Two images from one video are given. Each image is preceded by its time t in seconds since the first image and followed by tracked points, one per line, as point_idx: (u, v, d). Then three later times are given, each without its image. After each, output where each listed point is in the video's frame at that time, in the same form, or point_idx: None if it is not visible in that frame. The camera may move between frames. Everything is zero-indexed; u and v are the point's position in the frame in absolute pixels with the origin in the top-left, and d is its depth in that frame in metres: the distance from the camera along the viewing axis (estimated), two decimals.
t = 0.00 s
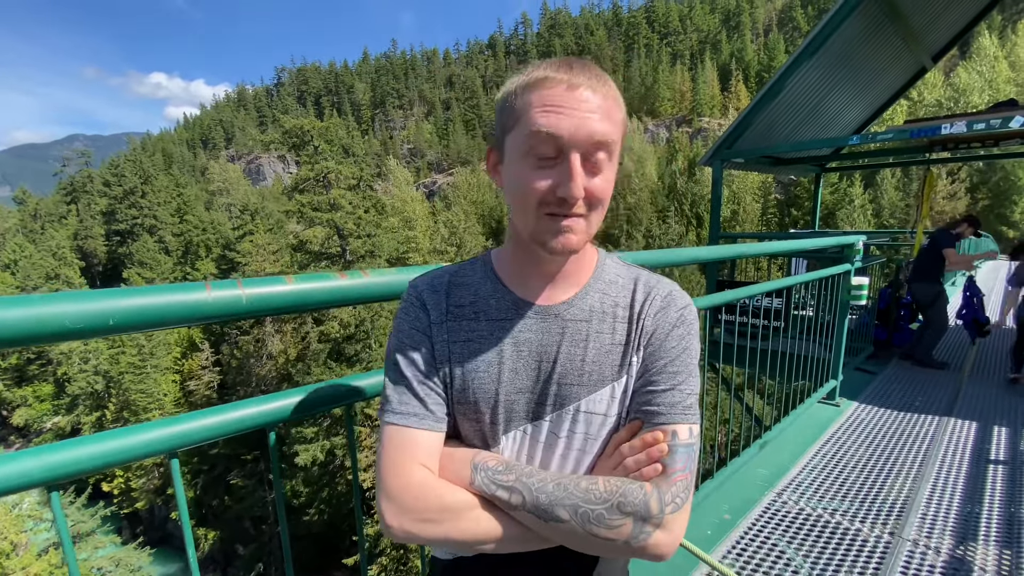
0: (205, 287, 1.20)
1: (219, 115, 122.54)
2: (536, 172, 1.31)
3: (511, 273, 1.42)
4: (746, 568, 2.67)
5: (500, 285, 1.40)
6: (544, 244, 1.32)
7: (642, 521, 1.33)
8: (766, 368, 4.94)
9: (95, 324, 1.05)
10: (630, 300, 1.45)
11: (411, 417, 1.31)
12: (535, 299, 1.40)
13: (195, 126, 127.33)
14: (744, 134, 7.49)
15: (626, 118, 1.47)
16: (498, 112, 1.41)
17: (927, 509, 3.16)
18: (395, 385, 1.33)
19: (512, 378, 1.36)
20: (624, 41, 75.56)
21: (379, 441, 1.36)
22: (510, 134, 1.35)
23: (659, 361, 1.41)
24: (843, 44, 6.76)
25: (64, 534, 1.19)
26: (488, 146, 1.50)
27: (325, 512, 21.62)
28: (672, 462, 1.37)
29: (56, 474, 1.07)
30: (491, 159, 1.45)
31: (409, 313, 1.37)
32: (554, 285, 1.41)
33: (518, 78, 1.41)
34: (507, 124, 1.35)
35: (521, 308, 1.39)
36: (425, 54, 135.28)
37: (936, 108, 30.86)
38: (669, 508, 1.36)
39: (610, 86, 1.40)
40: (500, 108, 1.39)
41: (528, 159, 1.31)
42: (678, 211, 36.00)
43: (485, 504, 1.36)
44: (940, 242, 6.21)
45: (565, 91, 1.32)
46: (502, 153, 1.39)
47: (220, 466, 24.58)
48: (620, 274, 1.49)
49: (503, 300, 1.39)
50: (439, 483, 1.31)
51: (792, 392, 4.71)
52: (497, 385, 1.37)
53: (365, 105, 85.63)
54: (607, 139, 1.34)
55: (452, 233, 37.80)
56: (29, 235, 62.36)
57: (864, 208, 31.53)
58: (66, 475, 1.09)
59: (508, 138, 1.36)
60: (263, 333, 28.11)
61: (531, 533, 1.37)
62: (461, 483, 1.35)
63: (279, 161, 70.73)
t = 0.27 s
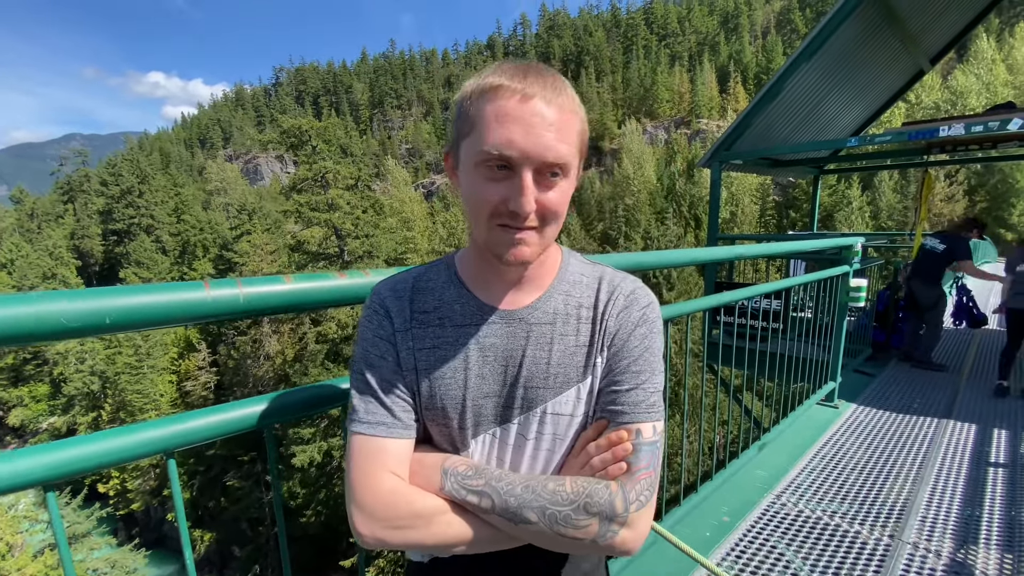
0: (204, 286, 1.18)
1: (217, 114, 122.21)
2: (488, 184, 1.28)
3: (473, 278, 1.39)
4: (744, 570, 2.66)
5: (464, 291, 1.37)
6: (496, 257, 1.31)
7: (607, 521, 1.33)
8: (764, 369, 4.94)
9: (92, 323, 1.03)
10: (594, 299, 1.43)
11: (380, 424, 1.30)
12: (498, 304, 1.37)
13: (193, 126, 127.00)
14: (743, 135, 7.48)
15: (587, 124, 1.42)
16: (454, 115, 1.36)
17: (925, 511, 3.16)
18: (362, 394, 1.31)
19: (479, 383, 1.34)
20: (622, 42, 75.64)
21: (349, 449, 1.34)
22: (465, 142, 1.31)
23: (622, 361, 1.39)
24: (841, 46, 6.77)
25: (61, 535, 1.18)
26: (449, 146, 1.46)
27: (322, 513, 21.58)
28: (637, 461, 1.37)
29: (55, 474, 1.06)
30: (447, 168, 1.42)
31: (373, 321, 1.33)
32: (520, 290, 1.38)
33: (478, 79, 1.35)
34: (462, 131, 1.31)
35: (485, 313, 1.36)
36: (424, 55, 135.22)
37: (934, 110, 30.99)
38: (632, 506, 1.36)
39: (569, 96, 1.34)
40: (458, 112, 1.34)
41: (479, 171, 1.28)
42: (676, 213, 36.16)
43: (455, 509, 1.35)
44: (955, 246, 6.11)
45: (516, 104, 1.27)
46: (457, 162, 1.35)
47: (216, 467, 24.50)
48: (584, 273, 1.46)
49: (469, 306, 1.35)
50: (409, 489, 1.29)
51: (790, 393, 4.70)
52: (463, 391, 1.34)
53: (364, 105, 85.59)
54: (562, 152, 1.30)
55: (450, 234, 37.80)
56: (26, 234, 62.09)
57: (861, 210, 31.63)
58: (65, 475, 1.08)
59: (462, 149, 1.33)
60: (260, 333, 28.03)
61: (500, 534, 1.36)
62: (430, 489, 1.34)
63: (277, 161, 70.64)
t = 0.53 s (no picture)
0: (209, 284, 1.20)
1: (215, 115, 122.06)
2: (496, 185, 1.29)
3: (474, 274, 1.41)
4: (743, 567, 2.67)
5: (464, 287, 1.40)
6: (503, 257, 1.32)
7: (603, 511, 1.28)
8: (762, 369, 4.96)
9: (97, 321, 1.04)
10: (591, 291, 1.45)
11: (378, 416, 1.32)
12: (499, 298, 1.39)
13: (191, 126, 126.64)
14: (741, 137, 7.50)
15: (584, 123, 1.44)
16: (453, 118, 1.37)
17: (922, 510, 3.17)
18: (364, 388, 1.33)
19: (478, 375, 1.36)
20: (621, 43, 75.82)
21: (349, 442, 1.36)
22: (468, 143, 1.31)
23: (620, 349, 1.39)
24: (840, 47, 6.80)
25: (64, 527, 1.18)
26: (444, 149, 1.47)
27: (319, 514, 21.56)
28: (634, 450, 1.33)
29: (66, 470, 1.08)
30: (448, 165, 1.42)
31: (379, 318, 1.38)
32: (519, 284, 1.40)
33: (474, 82, 1.36)
34: (465, 133, 1.31)
35: (484, 308, 1.38)
36: (423, 56, 135.25)
37: (931, 112, 31.14)
38: (629, 495, 1.31)
39: (568, 97, 1.36)
40: (457, 112, 1.35)
41: (486, 172, 1.29)
42: (674, 215, 36.48)
43: (450, 503, 1.33)
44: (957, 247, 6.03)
45: (521, 105, 1.28)
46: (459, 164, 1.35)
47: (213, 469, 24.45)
48: (583, 268, 1.48)
49: (471, 301, 1.37)
50: (405, 483, 1.29)
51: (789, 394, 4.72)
52: (461, 382, 1.36)
53: (362, 106, 85.61)
54: (564, 151, 1.32)
55: (449, 235, 37.82)
56: (23, 234, 61.91)
57: (859, 211, 31.74)
58: (71, 473, 1.09)
59: (467, 151, 1.32)
60: (258, 334, 28.01)
61: (496, 530, 1.32)
62: (425, 483, 1.33)
63: (276, 161, 70.60)
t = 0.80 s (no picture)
0: (206, 288, 1.19)
1: (214, 116, 122.00)
2: (520, 189, 1.27)
3: (488, 278, 1.40)
4: (743, 570, 2.68)
5: (477, 290, 1.39)
6: (525, 260, 1.30)
7: (632, 514, 1.28)
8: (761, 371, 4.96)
9: (95, 326, 1.03)
10: (607, 294, 1.45)
11: (392, 425, 1.30)
12: (516, 302, 1.38)
13: (190, 126, 126.57)
14: (740, 138, 7.51)
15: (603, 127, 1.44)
16: (474, 120, 1.35)
17: (922, 512, 3.18)
18: (374, 394, 1.32)
19: (493, 380, 1.34)
20: (620, 45, 75.96)
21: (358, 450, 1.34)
22: (493, 146, 1.30)
23: (640, 351, 1.40)
24: (838, 49, 6.81)
25: (59, 532, 1.17)
26: (461, 150, 1.45)
27: (317, 516, 21.51)
28: (661, 451, 1.33)
29: (65, 474, 1.07)
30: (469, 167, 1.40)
31: (390, 323, 1.36)
32: (535, 286, 1.40)
33: (495, 83, 1.35)
34: (489, 135, 1.30)
35: (499, 311, 1.37)
36: (422, 57, 135.35)
37: (928, 114, 31.24)
38: (658, 497, 1.31)
39: (591, 102, 1.36)
40: (478, 115, 1.33)
41: (512, 175, 1.27)
42: (672, 216, 36.67)
43: (469, 512, 1.32)
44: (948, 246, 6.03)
45: (549, 109, 1.27)
46: (483, 166, 1.33)
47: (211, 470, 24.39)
48: (598, 272, 1.49)
49: (487, 305, 1.36)
50: (419, 492, 1.27)
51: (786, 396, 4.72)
52: (477, 387, 1.34)
53: (361, 107, 85.63)
54: (589, 155, 1.32)
55: (448, 236, 37.86)
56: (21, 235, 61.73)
57: (856, 213, 31.84)
58: (67, 477, 1.08)
59: (489, 154, 1.30)
60: (257, 335, 27.99)
61: (520, 540, 1.32)
62: (443, 492, 1.32)
63: (274, 162, 70.57)
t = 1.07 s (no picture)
0: (202, 283, 1.17)
1: (212, 115, 122.02)
2: (542, 182, 1.23)
3: (500, 274, 1.36)
4: (742, 570, 2.66)
5: (488, 286, 1.34)
6: (544, 256, 1.27)
7: (659, 519, 1.29)
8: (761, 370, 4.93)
9: (89, 320, 1.02)
10: (620, 293, 1.44)
11: (402, 432, 1.23)
12: (532, 301, 1.34)
13: (189, 125, 126.48)
14: (739, 138, 7.51)
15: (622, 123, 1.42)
16: (492, 109, 1.31)
17: (923, 512, 3.17)
18: (381, 396, 1.25)
19: (508, 380, 1.30)
20: (618, 45, 76.06)
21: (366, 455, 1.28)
22: (513, 137, 1.25)
23: (658, 351, 1.39)
24: (838, 48, 6.80)
25: (52, 532, 1.15)
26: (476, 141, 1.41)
27: (316, 516, 21.47)
28: (683, 452, 1.34)
29: (55, 472, 1.05)
30: (484, 162, 1.35)
31: (393, 324, 1.29)
32: (550, 284, 1.36)
33: (516, 70, 1.30)
34: (512, 127, 1.25)
35: (514, 310, 1.33)
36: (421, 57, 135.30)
37: (927, 115, 31.26)
38: (685, 501, 1.32)
39: (614, 95, 1.33)
40: (493, 107, 1.30)
41: (533, 167, 1.24)
42: (671, 216, 36.75)
43: (488, 519, 1.29)
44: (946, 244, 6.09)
45: (574, 99, 1.24)
46: (502, 157, 1.28)
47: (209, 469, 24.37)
48: (610, 269, 1.48)
49: (500, 302, 1.33)
50: (433, 499, 1.23)
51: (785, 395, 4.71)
52: (490, 389, 1.30)
53: (360, 106, 85.59)
54: (613, 151, 1.29)
55: (447, 235, 37.85)
56: (18, 234, 61.62)
57: (855, 213, 31.86)
58: (59, 474, 1.06)
59: (508, 146, 1.27)
60: (255, 334, 27.98)
61: (539, 545, 1.31)
62: (458, 499, 1.29)
63: (273, 161, 70.54)
